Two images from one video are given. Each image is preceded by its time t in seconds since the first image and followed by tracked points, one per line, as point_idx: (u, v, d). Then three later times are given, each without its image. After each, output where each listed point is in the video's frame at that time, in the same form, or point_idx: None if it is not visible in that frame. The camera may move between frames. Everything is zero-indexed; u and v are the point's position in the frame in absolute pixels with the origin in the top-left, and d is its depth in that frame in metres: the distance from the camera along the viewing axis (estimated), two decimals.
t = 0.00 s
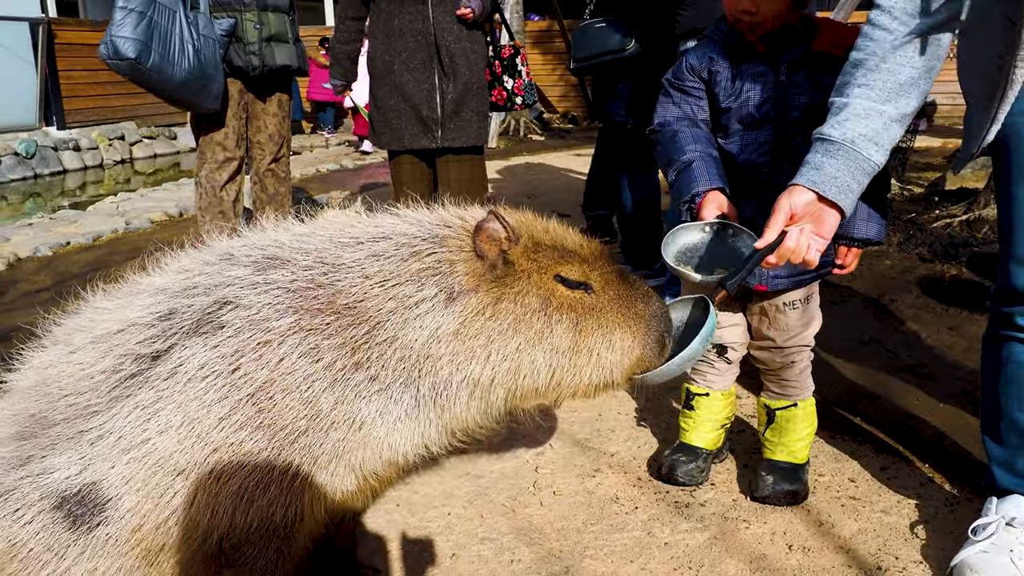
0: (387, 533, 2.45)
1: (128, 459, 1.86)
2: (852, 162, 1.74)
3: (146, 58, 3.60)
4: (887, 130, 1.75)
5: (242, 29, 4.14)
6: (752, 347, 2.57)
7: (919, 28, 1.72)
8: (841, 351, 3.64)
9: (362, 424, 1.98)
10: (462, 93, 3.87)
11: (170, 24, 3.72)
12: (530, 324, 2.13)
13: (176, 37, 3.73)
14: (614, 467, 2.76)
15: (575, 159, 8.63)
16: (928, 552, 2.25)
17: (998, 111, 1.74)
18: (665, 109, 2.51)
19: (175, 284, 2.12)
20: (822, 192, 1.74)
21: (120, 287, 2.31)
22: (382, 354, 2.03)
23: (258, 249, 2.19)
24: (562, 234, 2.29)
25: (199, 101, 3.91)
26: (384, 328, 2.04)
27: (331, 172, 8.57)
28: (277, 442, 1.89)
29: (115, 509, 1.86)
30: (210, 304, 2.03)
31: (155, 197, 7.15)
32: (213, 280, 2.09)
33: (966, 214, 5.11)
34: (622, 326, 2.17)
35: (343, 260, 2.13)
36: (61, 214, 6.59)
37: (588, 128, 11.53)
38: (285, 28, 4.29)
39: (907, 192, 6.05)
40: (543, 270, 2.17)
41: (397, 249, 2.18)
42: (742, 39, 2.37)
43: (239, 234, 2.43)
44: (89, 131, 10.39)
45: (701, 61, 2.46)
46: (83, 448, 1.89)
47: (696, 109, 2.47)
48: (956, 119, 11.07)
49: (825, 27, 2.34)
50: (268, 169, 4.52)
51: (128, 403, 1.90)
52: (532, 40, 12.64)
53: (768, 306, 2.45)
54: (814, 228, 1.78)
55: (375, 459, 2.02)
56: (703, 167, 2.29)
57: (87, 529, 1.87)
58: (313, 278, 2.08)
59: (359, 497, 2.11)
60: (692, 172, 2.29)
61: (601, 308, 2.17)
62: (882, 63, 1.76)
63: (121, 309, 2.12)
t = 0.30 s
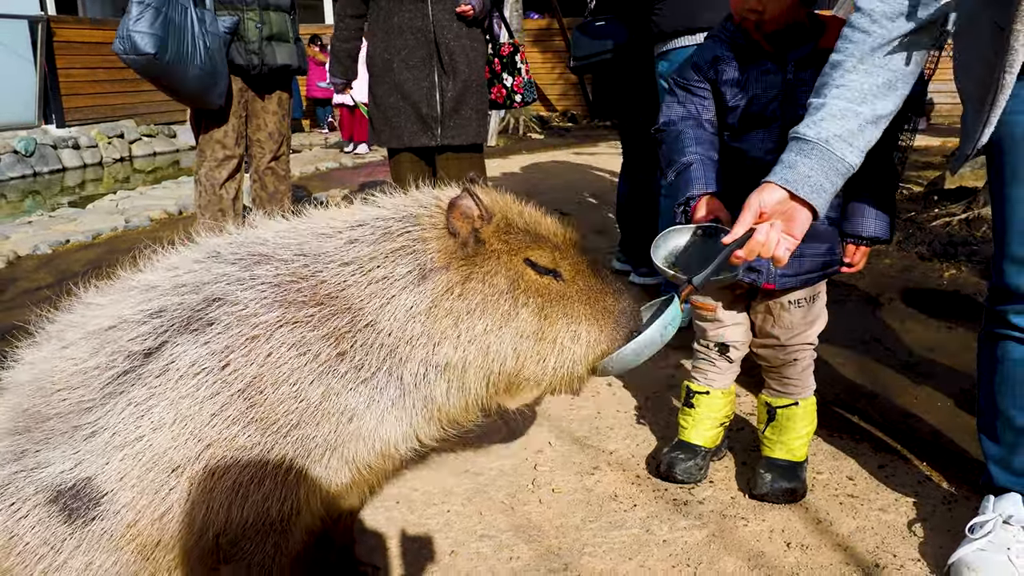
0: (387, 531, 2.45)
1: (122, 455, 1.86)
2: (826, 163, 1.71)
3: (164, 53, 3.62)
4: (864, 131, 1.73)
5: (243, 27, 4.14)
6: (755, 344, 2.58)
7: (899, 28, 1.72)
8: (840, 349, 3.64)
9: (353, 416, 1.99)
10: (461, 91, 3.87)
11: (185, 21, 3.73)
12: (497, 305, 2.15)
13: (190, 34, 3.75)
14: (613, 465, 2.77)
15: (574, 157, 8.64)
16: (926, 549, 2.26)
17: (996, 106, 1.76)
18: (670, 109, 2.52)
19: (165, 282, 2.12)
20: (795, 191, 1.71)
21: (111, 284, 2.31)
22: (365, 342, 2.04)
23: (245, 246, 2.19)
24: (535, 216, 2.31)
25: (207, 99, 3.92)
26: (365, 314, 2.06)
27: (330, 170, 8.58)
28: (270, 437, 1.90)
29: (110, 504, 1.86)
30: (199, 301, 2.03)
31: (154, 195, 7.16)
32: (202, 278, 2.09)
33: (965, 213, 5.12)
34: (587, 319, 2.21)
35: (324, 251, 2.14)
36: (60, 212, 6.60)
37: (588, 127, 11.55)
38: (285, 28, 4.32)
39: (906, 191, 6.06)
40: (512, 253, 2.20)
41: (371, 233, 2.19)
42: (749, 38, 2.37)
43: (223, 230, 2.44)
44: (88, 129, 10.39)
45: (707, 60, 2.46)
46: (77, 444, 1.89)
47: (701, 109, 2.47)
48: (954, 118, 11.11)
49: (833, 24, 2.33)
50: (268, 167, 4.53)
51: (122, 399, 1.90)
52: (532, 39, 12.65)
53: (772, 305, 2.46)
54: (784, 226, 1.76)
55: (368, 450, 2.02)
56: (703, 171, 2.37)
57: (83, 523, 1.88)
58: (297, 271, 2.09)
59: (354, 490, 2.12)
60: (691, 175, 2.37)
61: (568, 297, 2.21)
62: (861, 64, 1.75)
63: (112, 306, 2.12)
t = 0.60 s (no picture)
0: (388, 522, 2.46)
1: (114, 445, 1.88)
2: (830, 147, 1.72)
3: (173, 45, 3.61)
4: (867, 116, 1.76)
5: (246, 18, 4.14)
6: (758, 336, 2.58)
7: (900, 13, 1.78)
8: (842, 341, 3.65)
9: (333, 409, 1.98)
10: (464, 83, 3.87)
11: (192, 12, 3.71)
12: (465, 287, 2.12)
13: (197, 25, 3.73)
14: (615, 458, 2.77)
15: (577, 150, 8.64)
16: (926, 542, 2.26)
17: (994, 94, 1.78)
18: (669, 100, 2.49)
19: (154, 273, 2.14)
20: (798, 173, 1.71)
21: (109, 271, 2.32)
22: (338, 331, 2.04)
23: (226, 239, 2.20)
24: (499, 191, 2.28)
25: (212, 90, 3.91)
26: (337, 304, 2.05)
27: (332, 163, 8.57)
28: (255, 429, 1.90)
29: (103, 491, 1.88)
30: (184, 295, 2.04)
31: (155, 187, 7.15)
32: (188, 271, 2.10)
33: (968, 206, 5.12)
34: (560, 290, 2.18)
35: (294, 240, 2.15)
36: (62, 204, 6.60)
37: (591, 120, 11.54)
38: (288, 19, 4.30)
39: (908, 184, 6.06)
40: (477, 231, 2.17)
41: (338, 218, 2.19)
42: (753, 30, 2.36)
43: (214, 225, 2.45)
44: (89, 121, 10.38)
45: (710, 52, 2.44)
46: (72, 430, 1.92)
47: (700, 102, 2.45)
48: (956, 112, 11.09)
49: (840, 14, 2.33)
50: (270, 159, 4.53)
51: (113, 389, 1.93)
52: (534, 31, 12.63)
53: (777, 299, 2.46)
54: (787, 210, 1.75)
55: (355, 445, 2.01)
56: (686, 169, 2.30)
57: (78, 507, 1.90)
58: (271, 263, 2.10)
59: (354, 479, 2.10)
60: (674, 173, 2.30)
61: (538, 270, 2.17)
62: (864, 49, 1.80)
63: (102, 297, 2.15)
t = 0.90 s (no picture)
0: (389, 515, 2.46)
1: (100, 438, 1.89)
2: (838, 137, 1.72)
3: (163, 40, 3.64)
4: (878, 108, 1.76)
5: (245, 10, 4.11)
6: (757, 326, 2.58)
7: None
8: (844, 334, 3.64)
9: (323, 405, 1.96)
10: (465, 75, 3.85)
11: (185, 7, 3.71)
12: (471, 291, 2.12)
13: (189, 19, 3.73)
14: (616, 450, 2.77)
15: (578, 144, 8.63)
16: (927, 534, 2.26)
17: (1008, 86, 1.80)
18: (657, 100, 2.51)
19: (143, 266, 2.13)
20: (807, 163, 1.70)
21: (98, 264, 2.33)
22: (332, 328, 2.02)
23: (217, 232, 2.19)
24: (498, 190, 2.26)
25: (209, 85, 3.90)
26: (331, 303, 2.04)
27: (332, 155, 8.56)
28: (243, 423, 1.89)
29: (87, 483, 1.91)
30: (172, 289, 2.03)
31: (156, 180, 7.14)
32: (176, 265, 2.10)
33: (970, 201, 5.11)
34: (570, 282, 2.15)
35: (286, 237, 2.14)
36: (62, 196, 6.59)
37: (592, 113, 11.51)
38: (288, 10, 4.25)
39: (910, 178, 6.05)
40: (479, 234, 2.16)
41: (332, 224, 2.16)
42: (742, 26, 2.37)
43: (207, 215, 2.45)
44: (89, 113, 10.36)
45: (699, 52, 2.44)
46: (60, 420, 1.93)
47: (689, 101, 2.45)
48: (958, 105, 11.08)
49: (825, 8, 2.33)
50: (271, 152, 4.52)
51: (100, 382, 1.93)
52: (535, 24, 12.61)
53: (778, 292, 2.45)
54: (792, 200, 1.75)
55: (348, 439, 2.00)
56: (669, 167, 2.31)
57: (63, 497, 1.93)
58: (263, 259, 2.09)
59: (350, 470, 2.08)
60: (658, 170, 2.32)
61: (546, 265, 2.15)
62: (873, 39, 1.79)
63: (90, 289, 2.15)
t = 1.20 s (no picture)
0: (393, 511, 2.47)
1: (105, 433, 1.90)
2: (870, 140, 1.72)
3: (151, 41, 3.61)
4: (908, 108, 1.76)
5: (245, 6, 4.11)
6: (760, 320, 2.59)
7: None
8: (847, 331, 3.64)
9: (342, 404, 1.97)
10: (464, 72, 3.85)
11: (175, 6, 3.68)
12: (512, 326, 2.10)
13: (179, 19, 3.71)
14: (619, 446, 2.77)
15: (582, 140, 8.62)
16: (929, 531, 2.26)
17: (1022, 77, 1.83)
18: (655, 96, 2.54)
19: (151, 261, 2.13)
20: (840, 168, 1.71)
21: (100, 262, 2.32)
22: (361, 338, 2.02)
23: (234, 229, 2.19)
24: (533, 229, 2.25)
25: (203, 83, 3.91)
26: (362, 314, 2.04)
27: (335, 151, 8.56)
28: (255, 420, 1.89)
29: (89, 479, 1.91)
30: (186, 284, 2.03)
31: (159, 176, 7.15)
32: (189, 260, 2.09)
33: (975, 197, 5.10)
34: (611, 307, 2.09)
35: (320, 245, 2.12)
36: (66, 192, 6.60)
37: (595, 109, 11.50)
38: (288, 6, 4.22)
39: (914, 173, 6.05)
40: (518, 272, 2.13)
41: (371, 245, 2.16)
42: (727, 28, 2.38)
43: (216, 212, 2.45)
44: (92, 109, 10.37)
45: (690, 50, 2.46)
46: (59, 418, 1.94)
47: (686, 98, 2.48)
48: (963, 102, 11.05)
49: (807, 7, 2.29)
50: (273, 147, 4.52)
51: (106, 377, 1.93)
52: (537, 19, 12.58)
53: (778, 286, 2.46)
54: (830, 207, 1.75)
55: (358, 438, 2.02)
56: (672, 163, 2.34)
57: (64, 495, 1.93)
58: (291, 261, 2.08)
59: (352, 467, 2.11)
60: (662, 166, 2.35)
61: (587, 294, 2.10)
62: (899, 39, 1.79)
63: (96, 284, 2.14)
